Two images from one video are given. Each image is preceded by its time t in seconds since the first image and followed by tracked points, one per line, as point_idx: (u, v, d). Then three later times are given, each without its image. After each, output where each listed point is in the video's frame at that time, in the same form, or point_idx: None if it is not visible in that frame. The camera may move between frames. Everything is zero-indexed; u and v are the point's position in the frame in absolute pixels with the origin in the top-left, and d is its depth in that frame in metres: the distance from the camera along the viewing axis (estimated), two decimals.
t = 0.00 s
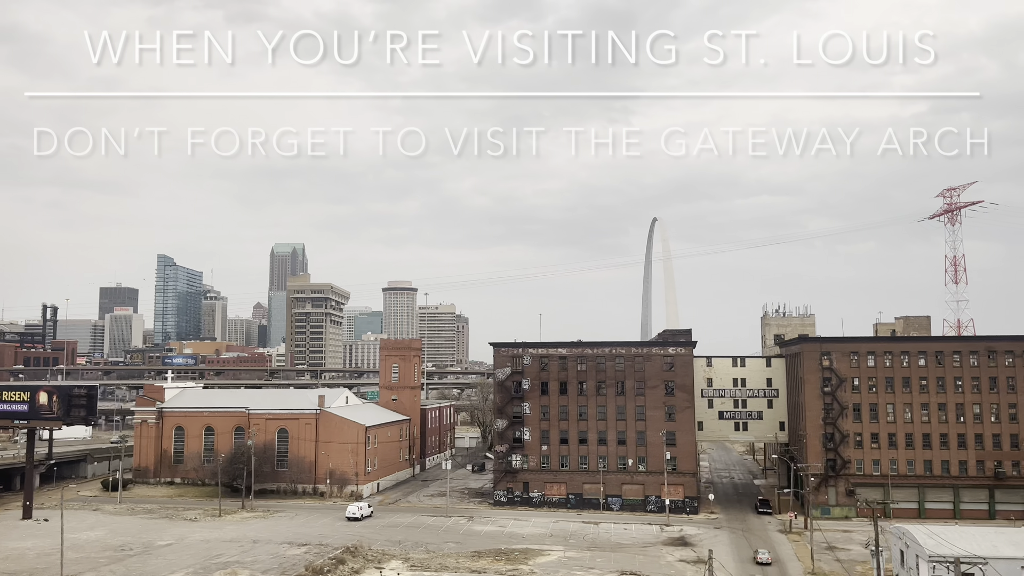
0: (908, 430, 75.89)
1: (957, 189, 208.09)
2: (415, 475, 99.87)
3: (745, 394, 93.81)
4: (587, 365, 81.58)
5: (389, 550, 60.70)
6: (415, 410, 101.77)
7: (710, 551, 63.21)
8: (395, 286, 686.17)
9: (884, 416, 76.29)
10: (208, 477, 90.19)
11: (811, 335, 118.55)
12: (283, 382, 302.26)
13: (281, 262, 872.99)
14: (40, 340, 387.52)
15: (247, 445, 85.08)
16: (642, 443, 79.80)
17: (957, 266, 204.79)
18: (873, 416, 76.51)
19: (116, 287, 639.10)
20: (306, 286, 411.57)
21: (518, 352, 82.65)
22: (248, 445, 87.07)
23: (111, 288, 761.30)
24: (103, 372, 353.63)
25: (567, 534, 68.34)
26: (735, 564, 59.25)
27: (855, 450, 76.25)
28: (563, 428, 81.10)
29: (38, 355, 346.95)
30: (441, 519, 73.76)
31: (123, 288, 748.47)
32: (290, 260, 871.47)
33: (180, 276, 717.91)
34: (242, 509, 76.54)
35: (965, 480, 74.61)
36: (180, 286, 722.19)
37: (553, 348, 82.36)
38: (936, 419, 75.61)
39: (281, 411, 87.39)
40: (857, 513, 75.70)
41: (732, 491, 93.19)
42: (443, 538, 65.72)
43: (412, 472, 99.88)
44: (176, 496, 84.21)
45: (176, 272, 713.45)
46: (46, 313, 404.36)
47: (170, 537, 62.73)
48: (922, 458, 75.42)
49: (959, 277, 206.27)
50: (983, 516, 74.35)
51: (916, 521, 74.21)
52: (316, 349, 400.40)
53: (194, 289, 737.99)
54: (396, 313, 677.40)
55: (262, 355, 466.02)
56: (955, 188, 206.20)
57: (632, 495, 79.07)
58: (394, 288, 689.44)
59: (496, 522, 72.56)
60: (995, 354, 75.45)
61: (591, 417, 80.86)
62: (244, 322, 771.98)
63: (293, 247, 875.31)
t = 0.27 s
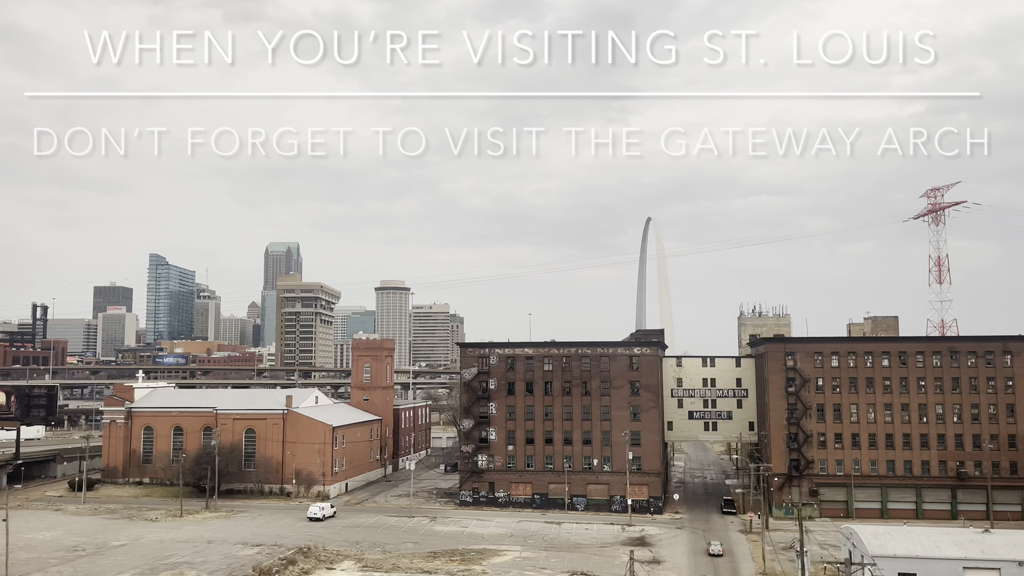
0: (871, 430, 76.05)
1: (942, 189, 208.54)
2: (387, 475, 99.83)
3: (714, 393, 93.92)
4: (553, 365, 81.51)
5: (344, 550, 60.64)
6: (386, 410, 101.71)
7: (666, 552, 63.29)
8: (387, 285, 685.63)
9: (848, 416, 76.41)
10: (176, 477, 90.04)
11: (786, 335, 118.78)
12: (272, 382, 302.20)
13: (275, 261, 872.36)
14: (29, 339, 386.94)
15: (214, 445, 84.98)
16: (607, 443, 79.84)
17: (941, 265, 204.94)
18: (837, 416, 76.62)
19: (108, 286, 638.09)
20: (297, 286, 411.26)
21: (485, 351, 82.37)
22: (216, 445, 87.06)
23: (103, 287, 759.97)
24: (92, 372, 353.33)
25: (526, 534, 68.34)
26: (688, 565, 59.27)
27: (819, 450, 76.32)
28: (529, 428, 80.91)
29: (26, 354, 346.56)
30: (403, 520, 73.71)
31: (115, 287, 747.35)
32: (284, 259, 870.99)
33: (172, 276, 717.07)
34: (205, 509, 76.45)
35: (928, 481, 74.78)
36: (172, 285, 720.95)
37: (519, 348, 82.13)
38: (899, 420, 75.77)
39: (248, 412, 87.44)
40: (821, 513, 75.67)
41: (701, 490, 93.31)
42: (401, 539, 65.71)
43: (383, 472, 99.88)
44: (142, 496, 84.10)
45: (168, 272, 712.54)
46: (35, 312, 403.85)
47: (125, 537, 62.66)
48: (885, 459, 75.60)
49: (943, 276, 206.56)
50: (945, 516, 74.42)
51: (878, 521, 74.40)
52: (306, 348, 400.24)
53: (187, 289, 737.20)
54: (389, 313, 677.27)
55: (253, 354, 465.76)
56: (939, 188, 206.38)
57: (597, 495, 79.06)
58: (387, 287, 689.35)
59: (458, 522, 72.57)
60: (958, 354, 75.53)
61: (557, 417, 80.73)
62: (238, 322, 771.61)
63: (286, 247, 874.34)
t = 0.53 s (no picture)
0: (835, 429, 76.27)
1: (926, 188, 208.86)
2: (358, 475, 99.66)
3: (684, 393, 93.97)
4: (519, 365, 81.36)
5: (299, 550, 60.57)
6: (359, 410, 101.59)
7: (623, 551, 63.41)
8: (380, 284, 685.24)
9: (811, 416, 76.63)
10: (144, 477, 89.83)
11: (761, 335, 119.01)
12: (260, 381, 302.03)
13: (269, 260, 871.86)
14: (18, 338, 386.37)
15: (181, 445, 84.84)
16: (572, 442, 79.81)
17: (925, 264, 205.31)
18: (800, 416, 76.85)
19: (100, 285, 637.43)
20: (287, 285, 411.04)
21: (451, 351, 82.13)
22: (183, 445, 86.95)
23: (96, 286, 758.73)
24: (81, 371, 352.79)
25: (486, 534, 68.39)
26: (642, 564, 59.40)
27: (783, 450, 76.59)
28: (495, 427, 80.75)
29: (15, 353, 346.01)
30: (366, 519, 73.65)
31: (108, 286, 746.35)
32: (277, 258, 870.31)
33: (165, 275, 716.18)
34: (169, 509, 76.34)
35: (890, 480, 75.00)
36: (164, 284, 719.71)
37: (485, 347, 81.80)
38: (863, 419, 75.95)
39: (216, 411, 87.39)
40: (784, 512, 75.97)
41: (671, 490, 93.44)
42: (360, 539, 65.64)
43: (355, 472, 99.71)
44: (108, 496, 83.94)
45: (161, 271, 711.71)
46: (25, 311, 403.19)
47: (81, 538, 62.56)
48: (848, 458, 75.82)
49: (928, 275, 206.96)
50: (907, 515, 74.72)
51: (840, 521, 74.62)
52: (296, 348, 400.10)
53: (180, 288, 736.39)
54: (382, 312, 677.16)
55: (244, 353, 465.28)
56: (923, 187, 206.66)
57: (562, 495, 78.98)
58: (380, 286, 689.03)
59: (420, 522, 72.58)
60: (920, 354, 75.64)
61: (523, 416, 80.64)
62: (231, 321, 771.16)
63: (279, 246, 873.41)
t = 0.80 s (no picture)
0: (799, 429, 76.46)
1: (910, 188, 209.77)
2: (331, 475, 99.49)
3: (655, 393, 93.91)
4: (486, 365, 81.15)
5: (255, 550, 60.49)
6: (331, 410, 101.41)
7: (581, 551, 63.42)
8: (373, 284, 685.00)
9: (776, 415, 76.83)
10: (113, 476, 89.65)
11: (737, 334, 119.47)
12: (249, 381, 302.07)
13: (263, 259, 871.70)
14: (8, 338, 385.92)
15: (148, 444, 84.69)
16: (539, 442, 79.64)
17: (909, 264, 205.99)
18: (765, 416, 77.05)
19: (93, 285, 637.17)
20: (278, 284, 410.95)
21: (418, 351, 81.88)
22: (152, 445, 86.80)
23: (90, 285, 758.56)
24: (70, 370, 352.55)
25: (447, 534, 68.36)
26: (597, 564, 59.41)
27: (747, 449, 76.78)
28: (462, 427, 80.58)
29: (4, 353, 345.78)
30: (330, 519, 73.59)
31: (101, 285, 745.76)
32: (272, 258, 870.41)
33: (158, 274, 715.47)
34: (133, 509, 76.23)
35: (854, 480, 75.16)
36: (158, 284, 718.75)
37: (452, 347, 81.49)
38: (827, 419, 76.16)
39: (185, 411, 87.27)
40: (749, 511, 76.18)
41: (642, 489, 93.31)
42: (319, 539, 65.55)
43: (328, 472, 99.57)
44: (75, 496, 83.76)
45: (154, 270, 710.98)
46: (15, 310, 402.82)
47: (38, 538, 62.44)
48: (812, 458, 76.02)
49: (912, 274, 207.52)
50: (870, 515, 74.85)
51: (803, 520, 74.79)
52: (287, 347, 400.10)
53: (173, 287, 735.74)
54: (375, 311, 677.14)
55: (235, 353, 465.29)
56: (907, 187, 207.22)
57: (528, 495, 78.92)
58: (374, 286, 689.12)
59: (384, 522, 72.57)
60: (884, 354, 75.77)
61: (490, 416, 80.40)
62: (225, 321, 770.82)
63: (273, 245, 872.77)
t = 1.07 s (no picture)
0: (767, 429, 76.61)
1: (897, 188, 209.89)
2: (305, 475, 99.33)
3: (628, 392, 93.78)
4: (456, 364, 81.00)
5: (215, 551, 60.40)
6: (306, 410, 101.35)
7: (542, 552, 63.44)
8: (368, 283, 684.95)
9: (744, 415, 76.99)
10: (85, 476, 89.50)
11: (715, 334, 120.06)
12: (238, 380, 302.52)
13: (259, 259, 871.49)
14: None
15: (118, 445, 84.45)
16: (508, 442, 79.50)
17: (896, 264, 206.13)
18: (733, 415, 77.21)
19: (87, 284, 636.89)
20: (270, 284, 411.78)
21: (387, 351, 81.80)
22: (123, 445, 86.56)
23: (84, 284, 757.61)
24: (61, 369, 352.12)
25: (412, 534, 68.29)
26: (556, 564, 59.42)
27: (715, 449, 76.94)
28: (431, 427, 80.50)
29: None
30: (296, 520, 73.46)
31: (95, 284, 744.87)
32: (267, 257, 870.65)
33: (152, 273, 714.96)
34: (101, 509, 76.13)
35: (821, 479, 75.29)
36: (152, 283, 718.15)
37: (422, 347, 81.48)
38: (794, 418, 76.32)
39: (156, 411, 87.03)
40: (717, 511, 76.29)
41: (616, 489, 93.30)
42: (281, 539, 65.42)
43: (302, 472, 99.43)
44: (45, 496, 83.67)
45: (148, 269, 710.38)
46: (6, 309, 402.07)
47: None
48: (780, 458, 76.16)
49: (899, 274, 207.79)
50: (838, 515, 74.96)
51: (771, 520, 74.92)
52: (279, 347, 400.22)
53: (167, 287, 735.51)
54: (368, 311, 677.10)
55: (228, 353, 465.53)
56: (894, 187, 207.32)
57: (497, 495, 78.89)
58: (368, 285, 688.85)
59: (350, 522, 72.51)
60: (851, 353, 75.97)
61: (460, 416, 80.32)
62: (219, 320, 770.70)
63: (268, 245, 873.20)
